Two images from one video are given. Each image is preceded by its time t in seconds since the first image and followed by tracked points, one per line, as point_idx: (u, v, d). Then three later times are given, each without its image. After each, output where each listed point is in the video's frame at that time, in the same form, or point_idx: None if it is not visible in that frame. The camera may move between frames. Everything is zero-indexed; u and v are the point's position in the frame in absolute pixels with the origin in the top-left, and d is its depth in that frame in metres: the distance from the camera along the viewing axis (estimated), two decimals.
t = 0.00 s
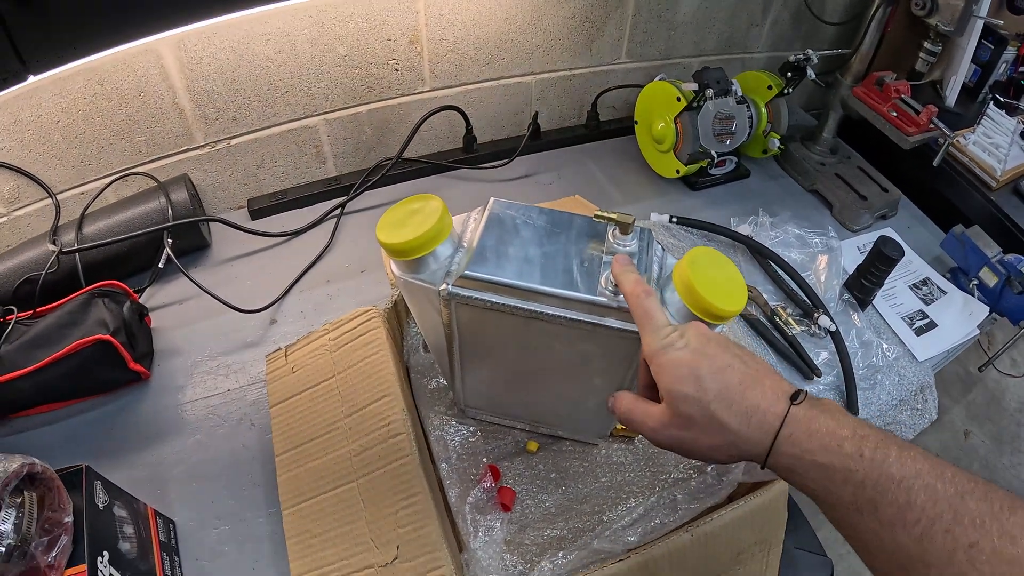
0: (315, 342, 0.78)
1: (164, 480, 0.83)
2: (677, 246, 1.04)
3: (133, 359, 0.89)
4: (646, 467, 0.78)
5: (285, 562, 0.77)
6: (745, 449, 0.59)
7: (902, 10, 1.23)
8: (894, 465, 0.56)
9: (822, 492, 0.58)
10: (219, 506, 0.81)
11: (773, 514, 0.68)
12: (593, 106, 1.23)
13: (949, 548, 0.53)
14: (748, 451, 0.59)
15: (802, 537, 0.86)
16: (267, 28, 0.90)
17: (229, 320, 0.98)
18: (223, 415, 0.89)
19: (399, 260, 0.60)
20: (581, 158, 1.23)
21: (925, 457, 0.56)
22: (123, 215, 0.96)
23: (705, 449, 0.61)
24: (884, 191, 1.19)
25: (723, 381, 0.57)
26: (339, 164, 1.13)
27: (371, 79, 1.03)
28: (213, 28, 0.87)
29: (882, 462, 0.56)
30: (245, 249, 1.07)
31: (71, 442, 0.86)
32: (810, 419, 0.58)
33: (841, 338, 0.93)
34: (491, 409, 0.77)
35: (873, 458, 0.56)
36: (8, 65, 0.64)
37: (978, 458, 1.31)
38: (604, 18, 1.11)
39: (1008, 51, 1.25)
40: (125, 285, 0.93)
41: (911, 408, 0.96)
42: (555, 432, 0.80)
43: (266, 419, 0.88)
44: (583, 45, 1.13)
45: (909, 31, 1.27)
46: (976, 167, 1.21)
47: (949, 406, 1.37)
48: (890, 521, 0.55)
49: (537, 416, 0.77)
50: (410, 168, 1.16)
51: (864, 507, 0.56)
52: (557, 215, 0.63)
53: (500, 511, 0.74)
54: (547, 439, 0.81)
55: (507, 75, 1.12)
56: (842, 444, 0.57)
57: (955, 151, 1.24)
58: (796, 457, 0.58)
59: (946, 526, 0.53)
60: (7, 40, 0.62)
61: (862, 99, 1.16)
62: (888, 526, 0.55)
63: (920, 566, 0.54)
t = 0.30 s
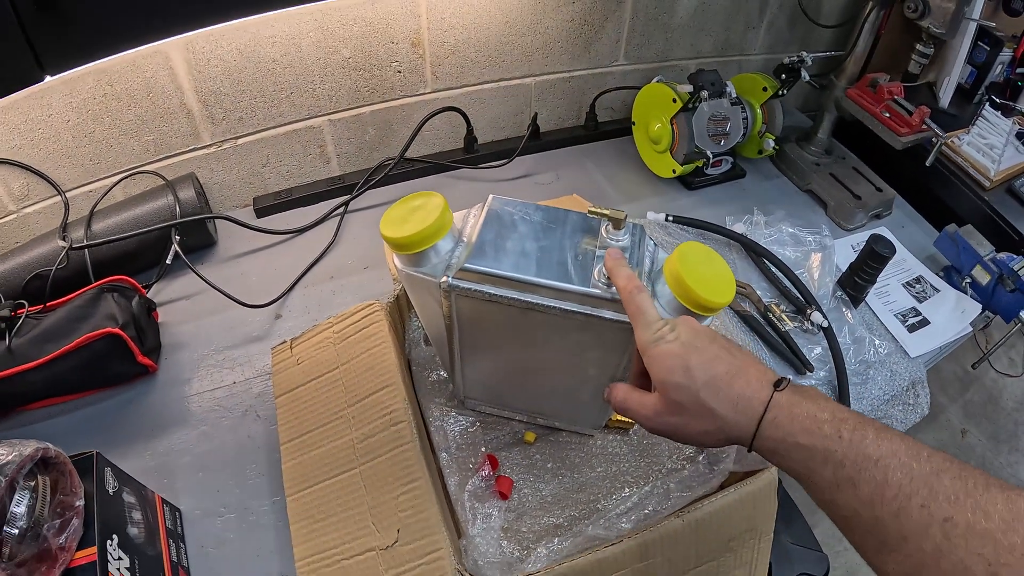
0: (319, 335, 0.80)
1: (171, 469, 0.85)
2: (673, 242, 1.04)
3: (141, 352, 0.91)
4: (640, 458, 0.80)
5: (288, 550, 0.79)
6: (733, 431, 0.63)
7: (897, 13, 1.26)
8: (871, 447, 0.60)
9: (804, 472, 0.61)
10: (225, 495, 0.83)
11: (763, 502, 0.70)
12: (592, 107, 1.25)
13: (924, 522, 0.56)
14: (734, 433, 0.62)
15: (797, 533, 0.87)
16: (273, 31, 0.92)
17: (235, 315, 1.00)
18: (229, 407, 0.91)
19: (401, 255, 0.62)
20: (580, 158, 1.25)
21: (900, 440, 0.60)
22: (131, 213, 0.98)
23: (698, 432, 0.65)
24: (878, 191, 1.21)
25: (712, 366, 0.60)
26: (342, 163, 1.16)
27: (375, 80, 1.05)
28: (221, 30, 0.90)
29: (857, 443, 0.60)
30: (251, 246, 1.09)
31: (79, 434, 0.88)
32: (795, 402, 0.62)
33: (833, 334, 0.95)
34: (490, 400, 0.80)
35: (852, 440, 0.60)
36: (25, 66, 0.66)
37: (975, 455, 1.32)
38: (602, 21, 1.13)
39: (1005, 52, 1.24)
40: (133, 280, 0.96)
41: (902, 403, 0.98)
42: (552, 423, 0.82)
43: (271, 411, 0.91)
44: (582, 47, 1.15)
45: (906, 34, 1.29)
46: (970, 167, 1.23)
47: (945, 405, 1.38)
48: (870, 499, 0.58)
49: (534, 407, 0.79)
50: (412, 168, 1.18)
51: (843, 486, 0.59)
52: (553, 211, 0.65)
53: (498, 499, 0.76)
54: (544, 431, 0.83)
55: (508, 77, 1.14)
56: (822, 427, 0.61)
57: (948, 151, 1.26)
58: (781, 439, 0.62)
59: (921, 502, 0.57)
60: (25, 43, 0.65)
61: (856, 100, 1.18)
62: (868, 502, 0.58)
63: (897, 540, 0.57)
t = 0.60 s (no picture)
0: (319, 330, 0.79)
1: (169, 466, 0.84)
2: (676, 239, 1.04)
3: (140, 348, 0.90)
4: (643, 455, 0.80)
5: (286, 548, 0.78)
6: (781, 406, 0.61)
7: (900, 11, 1.25)
8: (885, 439, 0.62)
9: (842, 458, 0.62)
10: (224, 492, 0.82)
11: (767, 500, 0.69)
12: (594, 104, 1.24)
13: (967, 518, 0.59)
14: (779, 418, 0.59)
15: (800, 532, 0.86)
16: (274, 25, 0.92)
17: (235, 311, 1.00)
18: (228, 403, 0.90)
19: (402, 247, 0.61)
20: (582, 156, 1.24)
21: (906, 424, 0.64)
22: (131, 208, 0.98)
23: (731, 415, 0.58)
24: (881, 189, 1.20)
25: (754, 349, 0.58)
26: (343, 159, 1.15)
27: (376, 76, 1.05)
28: (222, 24, 0.89)
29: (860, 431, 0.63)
30: (251, 242, 1.08)
31: (77, 430, 0.87)
32: (811, 389, 0.61)
33: (837, 332, 0.94)
34: (491, 396, 0.79)
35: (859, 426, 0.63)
36: (24, 57, 0.66)
37: (977, 456, 1.31)
38: (605, 18, 1.12)
39: (1006, 51, 1.24)
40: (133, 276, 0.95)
41: (907, 401, 0.97)
42: (554, 420, 0.81)
43: (271, 408, 0.90)
44: (584, 44, 1.15)
45: (908, 31, 1.29)
46: (973, 166, 1.22)
47: (948, 405, 1.38)
48: (887, 478, 0.61)
49: (536, 404, 0.79)
50: (413, 164, 1.17)
51: (893, 482, 0.61)
52: (555, 205, 0.65)
53: (499, 497, 0.75)
54: (546, 428, 0.83)
55: (509, 73, 1.14)
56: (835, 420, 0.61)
57: (951, 149, 1.25)
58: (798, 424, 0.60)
59: (966, 498, 0.60)
60: (25, 32, 0.64)
61: (859, 98, 1.18)
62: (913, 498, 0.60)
63: (942, 538, 0.59)
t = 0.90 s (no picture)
0: (317, 334, 0.79)
1: (168, 468, 0.84)
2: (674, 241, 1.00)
3: (139, 350, 0.90)
4: (641, 459, 0.81)
5: (285, 550, 0.79)
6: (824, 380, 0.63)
7: (899, 13, 1.25)
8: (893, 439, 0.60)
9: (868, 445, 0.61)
10: (222, 495, 0.82)
11: (765, 504, 0.69)
12: (593, 106, 1.24)
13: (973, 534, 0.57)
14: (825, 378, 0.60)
15: (797, 534, 0.87)
16: (272, 28, 0.92)
17: (234, 313, 1.00)
18: (227, 406, 0.90)
19: (400, 251, 0.61)
20: (581, 157, 1.24)
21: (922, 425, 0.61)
22: (130, 210, 0.98)
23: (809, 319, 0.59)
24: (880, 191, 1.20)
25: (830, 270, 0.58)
26: (342, 161, 1.15)
27: (375, 78, 1.05)
28: (220, 27, 0.89)
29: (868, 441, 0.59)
30: (250, 244, 1.08)
31: (76, 432, 0.87)
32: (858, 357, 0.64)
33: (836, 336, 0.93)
34: (489, 400, 0.79)
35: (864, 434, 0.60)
36: (21, 62, 0.66)
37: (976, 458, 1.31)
38: (604, 19, 1.12)
39: (1007, 53, 1.24)
40: (132, 278, 0.95)
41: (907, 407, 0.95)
42: (552, 423, 0.82)
43: (270, 411, 0.90)
44: (583, 45, 1.15)
45: (908, 32, 1.28)
46: (973, 168, 1.21)
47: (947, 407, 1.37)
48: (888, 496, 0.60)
49: (533, 407, 0.79)
50: (412, 166, 1.17)
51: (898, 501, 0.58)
52: (553, 208, 0.65)
53: (498, 500, 0.76)
54: (544, 431, 0.83)
55: (508, 75, 1.14)
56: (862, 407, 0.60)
57: (951, 151, 1.24)
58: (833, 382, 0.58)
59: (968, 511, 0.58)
60: (22, 36, 0.64)
61: (859, 100, 1.17)
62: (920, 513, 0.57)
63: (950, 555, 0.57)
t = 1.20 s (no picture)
0: (326, 333, 0.78)
1: (173, 468, 0.84)
2: (685, 241, 1.00)
3: (144, 349, 0.90)
4: (652, 457, 0.81)
5: (292, 552, 0.78)
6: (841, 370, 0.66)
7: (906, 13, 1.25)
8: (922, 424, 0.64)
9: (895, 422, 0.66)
10: (228, 495, 0.82)
11: (778, 505, 0.69)
12: (600, 105, 1.24)
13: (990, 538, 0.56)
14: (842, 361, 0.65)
15: (806, 533, 0.87)
16: (279, 25, 0.91)
17: (239, 312, 0.99)
18: (232, 405, 0.89)
19: (412, 249, 0.61)
20: (588, 157, 1.24)
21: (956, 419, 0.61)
22: (135, 207, 0.97)
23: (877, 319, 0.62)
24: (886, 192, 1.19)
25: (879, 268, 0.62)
26: (348, 159, 1.14)
27: (382, 76, 1.04)
28: (227, 23, 0.88)
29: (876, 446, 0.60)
30: (256, 242, 1.08)
31: (80, 432, 0.86)
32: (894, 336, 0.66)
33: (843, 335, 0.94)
34: (500, 400, 0.79)
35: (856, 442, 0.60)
36: (28, 57, 0.65)
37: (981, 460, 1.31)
38: (612, 19, 1.12)
39: (1012, 54, 1.23)
40: (137, 276, 0.95)
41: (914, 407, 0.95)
42: (561, 424, 0.81)
43: (276, 410, 0.89)
44: (591, 45, 1.14)
45: (913, 33, 1.29)
46: (979, 169, 1.19)
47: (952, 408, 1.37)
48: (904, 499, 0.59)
49: (543, 407, 0.78)
50: (418, 165, 1.16)
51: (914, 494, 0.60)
52: (568, 206, 0.64)
53: (508, 501, 0.75)
54: (553, 431, 0.83)
55: (515, 74, 1.13)
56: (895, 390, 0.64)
57: (957, 153, 1.23)
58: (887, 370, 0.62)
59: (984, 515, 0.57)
60: (30, 30, 0.64)
61: (866, 101, 1.17)
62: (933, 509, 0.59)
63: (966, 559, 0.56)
